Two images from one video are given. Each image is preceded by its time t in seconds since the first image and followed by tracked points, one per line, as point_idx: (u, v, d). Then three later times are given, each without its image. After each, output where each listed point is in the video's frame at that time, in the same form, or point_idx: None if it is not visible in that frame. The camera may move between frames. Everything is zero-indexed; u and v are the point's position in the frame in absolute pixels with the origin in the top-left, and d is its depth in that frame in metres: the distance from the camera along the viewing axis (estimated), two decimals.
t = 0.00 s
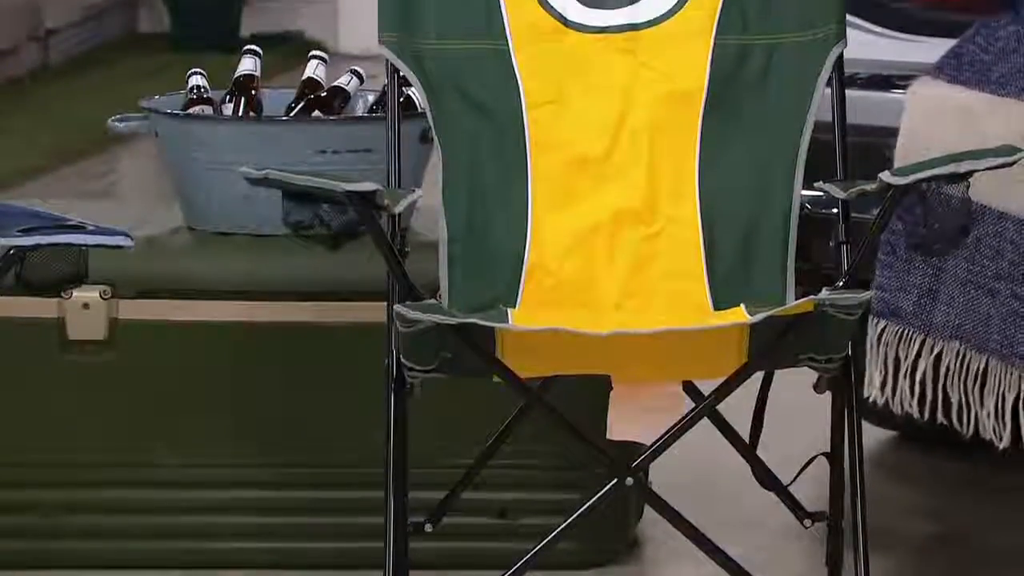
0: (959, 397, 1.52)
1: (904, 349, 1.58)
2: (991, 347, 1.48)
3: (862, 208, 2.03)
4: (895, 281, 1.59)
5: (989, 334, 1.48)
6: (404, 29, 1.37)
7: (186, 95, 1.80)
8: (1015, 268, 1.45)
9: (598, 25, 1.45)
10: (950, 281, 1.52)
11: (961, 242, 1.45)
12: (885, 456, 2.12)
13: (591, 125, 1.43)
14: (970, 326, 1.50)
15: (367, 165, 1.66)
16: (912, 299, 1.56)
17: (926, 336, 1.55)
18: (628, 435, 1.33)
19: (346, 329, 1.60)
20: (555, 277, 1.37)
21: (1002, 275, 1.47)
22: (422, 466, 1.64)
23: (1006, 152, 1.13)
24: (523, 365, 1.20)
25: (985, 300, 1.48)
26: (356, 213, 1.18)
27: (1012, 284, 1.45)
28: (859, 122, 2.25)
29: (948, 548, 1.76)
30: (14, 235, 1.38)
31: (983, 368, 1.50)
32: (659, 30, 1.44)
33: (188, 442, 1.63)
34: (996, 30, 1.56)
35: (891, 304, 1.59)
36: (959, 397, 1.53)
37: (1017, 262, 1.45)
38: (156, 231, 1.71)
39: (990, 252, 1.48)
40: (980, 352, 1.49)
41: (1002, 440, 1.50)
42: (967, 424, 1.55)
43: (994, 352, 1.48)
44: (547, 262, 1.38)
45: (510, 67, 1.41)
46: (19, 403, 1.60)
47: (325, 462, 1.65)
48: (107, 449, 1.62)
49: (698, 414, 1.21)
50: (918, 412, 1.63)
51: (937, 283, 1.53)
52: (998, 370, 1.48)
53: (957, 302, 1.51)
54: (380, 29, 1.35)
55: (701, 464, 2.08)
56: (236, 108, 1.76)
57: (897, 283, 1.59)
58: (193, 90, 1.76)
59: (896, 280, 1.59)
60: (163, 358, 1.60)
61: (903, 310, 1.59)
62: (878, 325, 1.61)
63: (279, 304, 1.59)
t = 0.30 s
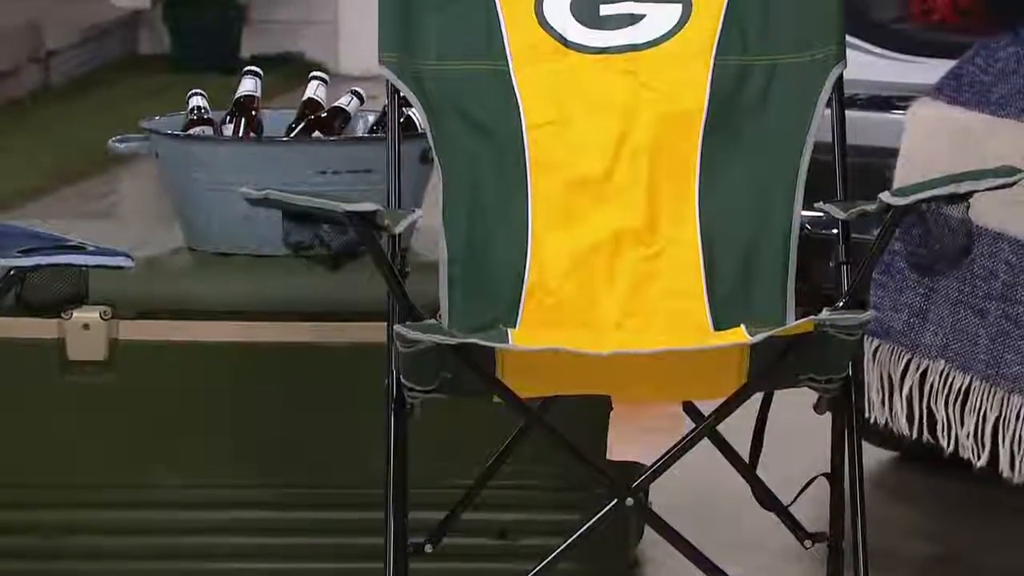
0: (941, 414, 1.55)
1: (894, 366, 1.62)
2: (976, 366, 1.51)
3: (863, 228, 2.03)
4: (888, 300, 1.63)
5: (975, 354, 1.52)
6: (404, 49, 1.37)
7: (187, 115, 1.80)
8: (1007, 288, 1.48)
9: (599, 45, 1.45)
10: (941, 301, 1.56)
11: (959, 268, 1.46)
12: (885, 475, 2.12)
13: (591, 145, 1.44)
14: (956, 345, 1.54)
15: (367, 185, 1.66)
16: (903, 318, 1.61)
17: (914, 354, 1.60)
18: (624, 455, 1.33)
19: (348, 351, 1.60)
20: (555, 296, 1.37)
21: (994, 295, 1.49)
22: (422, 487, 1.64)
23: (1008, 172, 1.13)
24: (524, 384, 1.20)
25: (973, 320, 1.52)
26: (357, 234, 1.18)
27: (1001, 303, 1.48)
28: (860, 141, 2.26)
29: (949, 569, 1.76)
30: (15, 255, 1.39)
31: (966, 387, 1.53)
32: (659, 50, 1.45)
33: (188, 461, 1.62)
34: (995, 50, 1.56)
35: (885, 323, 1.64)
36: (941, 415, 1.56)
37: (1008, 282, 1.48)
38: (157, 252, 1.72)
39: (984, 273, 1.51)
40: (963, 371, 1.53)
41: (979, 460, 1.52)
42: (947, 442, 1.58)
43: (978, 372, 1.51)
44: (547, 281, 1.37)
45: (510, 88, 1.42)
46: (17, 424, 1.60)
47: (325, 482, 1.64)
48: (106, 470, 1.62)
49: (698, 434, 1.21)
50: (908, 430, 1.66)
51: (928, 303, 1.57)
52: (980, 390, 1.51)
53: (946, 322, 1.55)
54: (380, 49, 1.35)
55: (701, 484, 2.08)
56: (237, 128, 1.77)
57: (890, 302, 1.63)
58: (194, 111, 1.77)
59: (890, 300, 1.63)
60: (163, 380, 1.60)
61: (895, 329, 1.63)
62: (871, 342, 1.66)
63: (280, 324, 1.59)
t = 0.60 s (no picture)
0: (942, 433, 1.55)
1: (901, 386, 1.63)
2: (976, 385, 1.51)
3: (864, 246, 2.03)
4: (894, 319, 1.65)
5: (976, 372, 1.51)
6: (404, 67, 1.37)
7: (187, 133, 1.81)
8: (1007, 306, 1.47)
9: (599, 63, 1.46)
10: (942, 319, 1.57)
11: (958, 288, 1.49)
12: (886, 495, 2.11)
13: (591, 164, 1.44)
14: (957, 364, 1.54)
15: (367, 204, 1.66)
16: (907, 336, 1.62)
17: (919, 373, 1.60)
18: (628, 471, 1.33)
19: (348, 369, 1.60)
20: (555, 315, 1.38)
21: (994, 313, 1.49)
22: (421, 505, 1.63)
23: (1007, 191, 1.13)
24: (524, 402, 1.20)
25: (973, 339, 1.52)
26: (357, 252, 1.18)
27: (1000, 322, 1.48)
28: (862, 160, 2.23)
29: None
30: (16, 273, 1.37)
31: (968, 406, 1.53)
32: (659, 68, 1.45)
33: (189, 479, 1.62)
34: (995, 68, 1.57)
35: (892, 342, 1.66)
36: (943, 434, 1.56)
37: (1008, 300, 1.47)
38: (157, 270, 1.72)
39: (985, 291, 1.51)
40: (964, 390, 1.53)
41: (981, 479, 1.51)
42: (950, 461, 1.57)
43: (978, 391, 1.50)
44: (547, 300, 1.38)
45: (510, 105, 1.42)
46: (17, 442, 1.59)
47: (325, 501, 1.64)
48: (106, 488, 1.62)
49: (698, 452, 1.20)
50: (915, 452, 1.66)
51: (930, 321, 1.58)
52: (980, 409, 1.50)
53: (947, 340, 1.55)
54: (380, 66, 1.35)
55: (700, 502, 2.07)
56: (237, 147, 1.77)
57: (896, 321, 1.65)
58: (194, 129, 1.77)
59: (896, 318, 1.65)
60: (163, 399, 1.59)
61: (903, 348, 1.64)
62: (883, 362, 1.67)
63: (279, 342, 1.59)
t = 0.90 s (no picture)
0: (947, 449, 1.55)
1: (908, 403, 1.63)
2: (981, 402, 1.51)
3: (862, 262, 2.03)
4: (901, 335, 1.65)
5: (981, 390, 1.51)
6: (405, 83, 1.38)
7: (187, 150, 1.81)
8: (1009, 324, 1.47)
9: (598, 79, 1.46)
10: (946, 336, 1.57)
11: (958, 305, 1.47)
12: (886, 511, 2.11)
13: (591, 180, 1.45)
14: (961, 381, 1.54)
15: (367, 221, 1.66)
16: (912, 352, 1.62)
17: (925, 391, 1.60)
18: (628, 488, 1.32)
19: (348, 385, 1.60)
20: (556, 330, 1.38)
21: (996, 330, 1.49)
22: (421, 521, 1.63)
23: (1008, 208, 1.13)
24: (525, 418, 1.20)
25: (977, 356, 1.51)
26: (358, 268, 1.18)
27: (1004, 340, 1.47)
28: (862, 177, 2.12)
29: None
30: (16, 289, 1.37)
31: (973, 423, 1.53)
32: (658, 85, 1.46)
33: (189, 496, 1.62)
34: (995, 85, 1.58)
35: (899, 358, 1.65)
36: (949, 451, 1.56)
37: (1010, 317, 1.47)
38: (157, 286, 1.72)
39: (987, 308, 1.50)
40: (969, 407, 1.53)
41: (985, 497, 1.51)
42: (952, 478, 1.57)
43: (983, 408, 1.50)
44: (548, 316, 1.38)
45: (510, 121, 1.43)
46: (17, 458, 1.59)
47: (324, 517, 1.64)
48: (106, 504, 1.62)
49: (697, 468, 1.20)
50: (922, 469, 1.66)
51: (934, 338, 1.58)
52: (985, 426, 1.50)
53: (951, 357, 1.55)
54: (380, 83, 1.36)
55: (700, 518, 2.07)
56: (237, 164, 1.77)
57: (902, 338, 1.65)
58: (194, 146, 1.77)
59: (902, 334, 1.65)
60: (163, 415, 1.59)
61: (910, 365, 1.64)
62: (892, 379, 1.67)
63: (279, 359, 1.58)
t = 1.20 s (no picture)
0: (949, 463, 1.56)
1: (908, 417, 1.64)
2: (981, 416, 1.51)
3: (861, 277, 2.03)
4: (899, 350, 1.65)
5: (981, 403, 1.51)
6: (405, 98, 1.38)
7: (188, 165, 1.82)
8: (1008, 338, 1.47)
9: (599, 94, 1.47)
10: (945, 350, 1.57)
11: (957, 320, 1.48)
12: (886, 525, 2.11)
13: (591, 194, 1.45)
14: (960, 395, 1.54)
15: (367, 235, 1.66)
16: (912, 367, 1.62)
17: (924, 405, 1.61)
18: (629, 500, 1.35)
19: (348, 399, 1.60)
20: (557, 343, 1.38)
21: (996, 344, 1.49)
22: (421, 535, 1.63)
23: (1007, 223, 1.13)
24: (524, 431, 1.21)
25: (976, 370, 1.52)
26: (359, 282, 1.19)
27: (1003, 354, 1.48)
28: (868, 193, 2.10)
29: None
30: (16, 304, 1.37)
31: (973, 437, 1.54)
32: (658, 101, 1.46)
33: (189, 510, 1.63)
34: (994, 100, 1.58)
35: (898, 373, 1.65)
36: (950, 465, 1.56)
37: (1009, 332, 1.47)
38: (158, 300, 1.72)
39: (986, 323, 1.51)
40: (969, 421, 1.53)
41: (984, 510, 1.52)
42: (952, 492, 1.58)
43: (983, 422, 1.51)
44: (549, 329, 1.38)
45: (510, 136, 1.43)
46: (18, 472, 1.60)
47: (324, 531, 1.64)
48: (106, 518, 1.62)
49: (698, 482, 1.20)
50: (923, 483, 1.67)
51: (932, 352, 1.59)
52: (984, 440, 1.51)
53: (950, 371, 1.55)
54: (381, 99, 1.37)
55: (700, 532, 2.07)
56: (238, 178, 1.78)
57: (901, 353, 1.65)
58: (195, 160, 1.78)
59: (901, 349, 1.65)
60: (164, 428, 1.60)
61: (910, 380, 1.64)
62: (891, 394, 1.67)
63: (280, 373, 1.58)
